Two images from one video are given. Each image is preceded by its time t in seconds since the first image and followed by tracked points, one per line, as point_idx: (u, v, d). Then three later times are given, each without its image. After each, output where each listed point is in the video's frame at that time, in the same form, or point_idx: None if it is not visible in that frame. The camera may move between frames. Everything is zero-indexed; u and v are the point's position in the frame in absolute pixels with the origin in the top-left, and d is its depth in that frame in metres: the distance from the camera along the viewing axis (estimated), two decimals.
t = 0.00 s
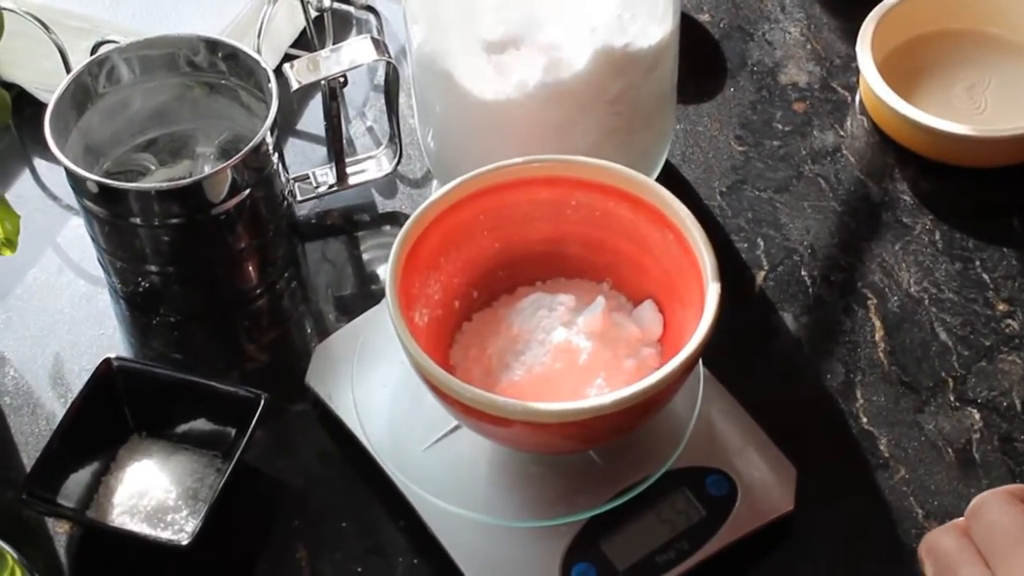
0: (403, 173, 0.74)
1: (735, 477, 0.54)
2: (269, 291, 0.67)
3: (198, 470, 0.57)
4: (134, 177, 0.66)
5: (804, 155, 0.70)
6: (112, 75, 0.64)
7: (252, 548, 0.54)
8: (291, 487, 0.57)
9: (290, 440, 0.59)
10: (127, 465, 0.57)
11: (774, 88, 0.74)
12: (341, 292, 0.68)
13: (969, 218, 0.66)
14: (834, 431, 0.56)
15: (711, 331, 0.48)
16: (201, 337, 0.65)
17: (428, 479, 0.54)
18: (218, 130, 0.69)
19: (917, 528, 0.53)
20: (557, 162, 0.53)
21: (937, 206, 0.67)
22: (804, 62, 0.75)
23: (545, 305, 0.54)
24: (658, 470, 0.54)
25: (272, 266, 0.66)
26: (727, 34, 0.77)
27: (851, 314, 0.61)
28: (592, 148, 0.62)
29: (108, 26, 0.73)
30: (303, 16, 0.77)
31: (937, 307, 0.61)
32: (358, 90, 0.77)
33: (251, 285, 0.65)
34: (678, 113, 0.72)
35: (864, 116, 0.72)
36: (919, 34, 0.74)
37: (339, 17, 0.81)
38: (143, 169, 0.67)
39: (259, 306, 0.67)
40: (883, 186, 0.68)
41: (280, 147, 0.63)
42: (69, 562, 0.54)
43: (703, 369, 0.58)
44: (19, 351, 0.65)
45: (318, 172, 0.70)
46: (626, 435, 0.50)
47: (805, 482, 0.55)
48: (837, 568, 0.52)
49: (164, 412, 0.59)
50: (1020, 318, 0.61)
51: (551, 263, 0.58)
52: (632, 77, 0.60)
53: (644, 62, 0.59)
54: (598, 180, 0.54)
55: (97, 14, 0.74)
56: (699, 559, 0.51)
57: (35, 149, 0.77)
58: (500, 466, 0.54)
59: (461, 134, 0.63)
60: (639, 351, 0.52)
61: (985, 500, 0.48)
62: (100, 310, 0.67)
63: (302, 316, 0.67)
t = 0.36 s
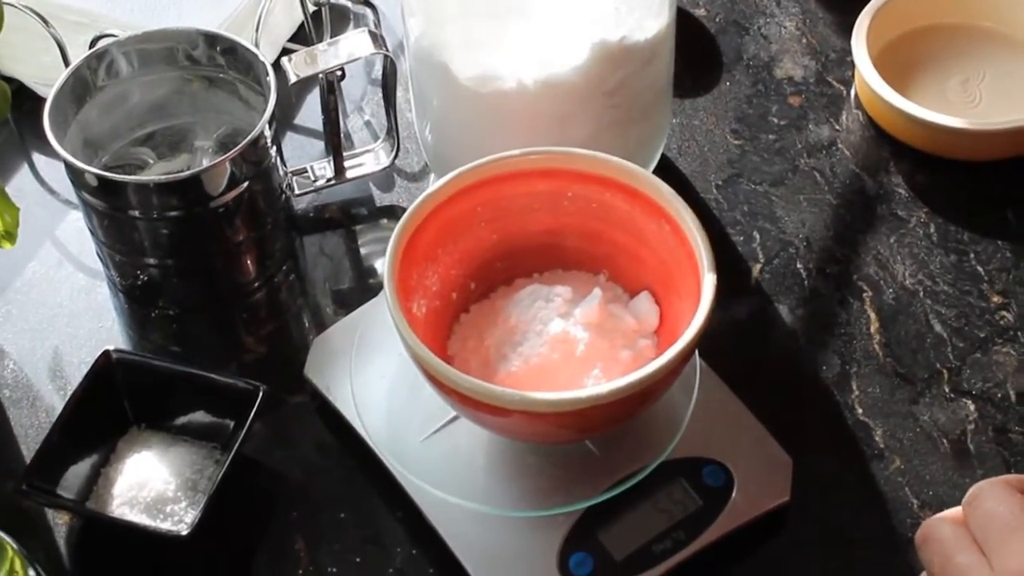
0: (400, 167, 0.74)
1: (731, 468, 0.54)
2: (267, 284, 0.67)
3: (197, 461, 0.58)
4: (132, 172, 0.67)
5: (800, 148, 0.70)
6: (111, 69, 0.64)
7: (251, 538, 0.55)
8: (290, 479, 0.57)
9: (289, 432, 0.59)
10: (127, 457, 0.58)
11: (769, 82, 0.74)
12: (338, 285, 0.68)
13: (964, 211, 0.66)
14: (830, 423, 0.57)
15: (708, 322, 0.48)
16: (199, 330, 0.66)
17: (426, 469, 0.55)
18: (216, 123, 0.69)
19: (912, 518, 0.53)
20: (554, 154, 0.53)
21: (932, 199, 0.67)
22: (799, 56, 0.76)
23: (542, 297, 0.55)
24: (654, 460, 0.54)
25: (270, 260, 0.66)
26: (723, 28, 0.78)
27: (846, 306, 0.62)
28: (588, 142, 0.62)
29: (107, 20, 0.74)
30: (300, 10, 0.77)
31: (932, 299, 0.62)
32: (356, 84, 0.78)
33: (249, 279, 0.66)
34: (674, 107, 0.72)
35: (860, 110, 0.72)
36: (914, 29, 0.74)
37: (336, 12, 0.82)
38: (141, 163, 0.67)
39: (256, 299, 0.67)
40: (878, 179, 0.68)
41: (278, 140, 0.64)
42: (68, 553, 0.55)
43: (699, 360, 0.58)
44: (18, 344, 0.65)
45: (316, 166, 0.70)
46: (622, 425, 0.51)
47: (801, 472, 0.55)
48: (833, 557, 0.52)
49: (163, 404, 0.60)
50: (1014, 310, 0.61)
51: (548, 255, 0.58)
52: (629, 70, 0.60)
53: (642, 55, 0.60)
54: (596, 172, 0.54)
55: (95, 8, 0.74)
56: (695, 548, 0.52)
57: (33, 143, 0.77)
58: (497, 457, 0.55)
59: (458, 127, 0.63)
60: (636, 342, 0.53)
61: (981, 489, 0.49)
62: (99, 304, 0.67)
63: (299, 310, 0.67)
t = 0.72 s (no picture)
0: (400, 170, 0.75)
1: (729, 464, 0.54)
2: (268, 286, 0.68)
3: (200, 461, 0.58)
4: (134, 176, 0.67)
5: (795, 149, 0.71)
6: (113, 73, 0.65)
7: (254, 537, 0.55)
8: (291, 478, 0.58)
9: (290, 432, 0.60)
10: (130, 457, 0.58)
11: (765, 84, 0.75)
12: (339, 287, 0.69)
13: (958, 210, 0.67)
14: (826, 419, 0.57)
15: (705, 318, 0.49)
16: (201, 332, 0.66)
17: (427, 467, 0.55)
18: (217, 127, 0.70)
19: (909, 512, 0.54)
20: (553, 154, 0.54)
21: (926, 198, 0.68)
22: (794, 58, 0.76)
23: (541, 295, 0.55)
24: (652, 456, 0.55)
25: (271, 262, 0.67)
26: (719, 31, 0.78)
27: (842, 304, 0.62)
28: (586, 143, 0.63)
29: (108, 25, 0.74)
30: (300, 15, 0.78)
31: (927, 297, 0.62)
32: (355, 88, 0.78)
33: (250, 281, 0.66)
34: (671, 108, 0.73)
35: (855, 111, 0.73)
36: (908, 30, 0.75)
37: (335, 16, 0.82)
38: (142, 167, 0.67)
39: (257, 301, 0.67)
40: (873, 179, 0.69)
41: (279, 143, 0.64)
42: (72, 552, 0.55)
43: (697, 358, 0.59)
44: (22, 346, 0.65)
45: (317, 169, 0.70)
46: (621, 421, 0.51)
47: (798, 468, 0.56)
48: (830, 552, 0.53)
49: (166, 404, 0.60)
50: (1008, 307, 0.62)
51: (546, 255, 0.59)
52: (626, 72, 0.61)
53: (639, 56, 0.60)
54: (593, 172, 0.55)
55: (97, 14, 0.75)
56: (694, 544, 0.52)
57: (36, 149, 0.77)
58: (497, 454, 0.55)
59: (457, 129, 0.64)
60: (634, 339, 0.53)
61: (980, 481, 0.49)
62: (101, 306, 0.68)
63: (300, 312, 0.67)
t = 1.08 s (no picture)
0: (396, 174, 0.75)
1: (724, 463, 0.55)
2: (266, 290, 0.68)
3: (199, 462, 0.59)
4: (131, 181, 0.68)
5: (788, 151, 0.71)
6: (111, 79, 0.65)
7: (253, 538, 0.55)
8: (290, 479, 0.58)
9: (289, 434, 0.60)
10: (130, 460, 0.59)
11: (758, 88, 0.75)
12: (336, 291, 0.69)
13: (950, 212, 0.67)
14: (821, 418, 0.58)
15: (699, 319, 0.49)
16: (199, 335, 0.67)
17: (425, 467, 0.55)
18: (215, 132, 0.70)
19: (903, 511, 0.54)
20: (548, 157, 0.54)
21: (918, 200, 0.68)
22: (787, 61, 0.77)
23: (536, 296, 0.56)
24: (648, 456, 0.55)
25: (269, 266, 0.67)
26: (712, 35, 0.79)
27: (835, 305, 0.63)
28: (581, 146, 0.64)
29: (106, 31, 0.75)
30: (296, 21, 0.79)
31: (920, 298, 0.63)
32: (351, 94, 0.79)
33: (248, 285, 0.67)
34: (665, 112, 0.73)
35: (847, 114, 0.74)
36: (899, 34, 0.75)
37: (331, 22, 0.83)
38: (140, 172, 0.68)
39: (255, 305, 0.68)
40: (865, 181, 0.69)
41: (276, 148, 0.65)
42: (73, 554, 0.55)
43: (691, 358, 0.59)
44: (21, 351, 0.66)
45: (314, 173, 0.71)
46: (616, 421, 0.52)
47: (792, 467, 0.56)
48: (825, 549, 0.53)
49: (165, 406, 0.60)
50: (1000, 307, 0.62)
51: (541, 257, 0.59)
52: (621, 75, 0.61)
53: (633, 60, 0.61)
54: (588, 174, 0.55)
55: (94, 20, 0.75)
56: (690, 543, 0.53)
57: (34, 155, 0.78)
58: (494, 454, 0.56)
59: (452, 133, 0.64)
60: (629, 340, 0.54)
61: (975, 480, 0.49)
62: (100, 310, 0.68)
63: (298, 315, 0.68)
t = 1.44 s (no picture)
0: (385, 174, 0.75)
1: (710, 457, 0.55)
2: (255, 289, 0.69)
3: (187, 460, 0.59)
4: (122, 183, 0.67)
5: (774, 149, 0.72)
6: (100, 80, 0.66)
7: (241, 536, 0.56)
8: (278, 476, 0.58)
9: (277, 432, 0.60)
10: (119, 458, 0.59)
11: (744, 87, 0.76)
12: (325, 290, 0.69)
13: (935, 208, 0.68)
14: (806, 413, 0.58)
15: (683, 314, 0.49)
16: (188, 334, 0.67)
17: (412, 464, 0.56)
18: (204, 133, 0.71)
19: (888, 504, 0.55)
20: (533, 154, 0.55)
21: (903, 197, 0.69)
22: (773, 60, 0.78)
23: (522, 293, 0.56)
24: (634, 451, 0.55)
25: (258, 265, 0.68)
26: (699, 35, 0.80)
27: (821, 301, 0.63)
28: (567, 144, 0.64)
29: (95, 34, 0.76)
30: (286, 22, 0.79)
31: (905, 294, 0.63)
32: (340, 94, 0.79)
33: (237, 285, 0.67)
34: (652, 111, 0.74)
35: (833, 112, 0.74)
36: (884, 33, 0.76)
37: (320, 24, 0.83)
38: (130, 173, 0.68)
39: (244, 304, 0.68)
40: (851, 178, 0.70)
41: (264, 149, 0.65)
42: (62, 552, 0.56)
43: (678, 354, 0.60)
44: (10, 352, 0.66)
45: (302, 174, 0.71)
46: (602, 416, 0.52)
47: (778, 462, 0.56)
48: (810, 543, 0.53)
49: (154, 405, 0.61)
50: (985, 303, 0.63)
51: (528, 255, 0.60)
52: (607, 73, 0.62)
53: (619, 59, 0.62)
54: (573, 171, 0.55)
55: (84, 23, 0.76)
56: (676, 537, 0.53)
57: (24, 156, 0.78)
58: (481, 450, 0.56)
59: (438, 132, 0.65)
60: (614, 336, 0.54)
61: (959, 473, 0.50)
62: (90, 310, 0.68)
63: (287, 315, 0.68)
